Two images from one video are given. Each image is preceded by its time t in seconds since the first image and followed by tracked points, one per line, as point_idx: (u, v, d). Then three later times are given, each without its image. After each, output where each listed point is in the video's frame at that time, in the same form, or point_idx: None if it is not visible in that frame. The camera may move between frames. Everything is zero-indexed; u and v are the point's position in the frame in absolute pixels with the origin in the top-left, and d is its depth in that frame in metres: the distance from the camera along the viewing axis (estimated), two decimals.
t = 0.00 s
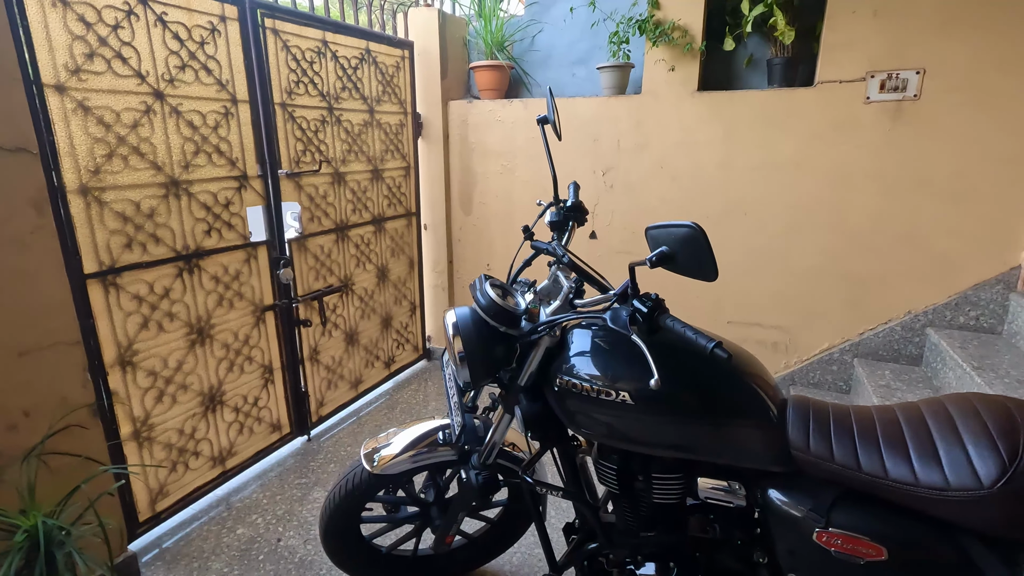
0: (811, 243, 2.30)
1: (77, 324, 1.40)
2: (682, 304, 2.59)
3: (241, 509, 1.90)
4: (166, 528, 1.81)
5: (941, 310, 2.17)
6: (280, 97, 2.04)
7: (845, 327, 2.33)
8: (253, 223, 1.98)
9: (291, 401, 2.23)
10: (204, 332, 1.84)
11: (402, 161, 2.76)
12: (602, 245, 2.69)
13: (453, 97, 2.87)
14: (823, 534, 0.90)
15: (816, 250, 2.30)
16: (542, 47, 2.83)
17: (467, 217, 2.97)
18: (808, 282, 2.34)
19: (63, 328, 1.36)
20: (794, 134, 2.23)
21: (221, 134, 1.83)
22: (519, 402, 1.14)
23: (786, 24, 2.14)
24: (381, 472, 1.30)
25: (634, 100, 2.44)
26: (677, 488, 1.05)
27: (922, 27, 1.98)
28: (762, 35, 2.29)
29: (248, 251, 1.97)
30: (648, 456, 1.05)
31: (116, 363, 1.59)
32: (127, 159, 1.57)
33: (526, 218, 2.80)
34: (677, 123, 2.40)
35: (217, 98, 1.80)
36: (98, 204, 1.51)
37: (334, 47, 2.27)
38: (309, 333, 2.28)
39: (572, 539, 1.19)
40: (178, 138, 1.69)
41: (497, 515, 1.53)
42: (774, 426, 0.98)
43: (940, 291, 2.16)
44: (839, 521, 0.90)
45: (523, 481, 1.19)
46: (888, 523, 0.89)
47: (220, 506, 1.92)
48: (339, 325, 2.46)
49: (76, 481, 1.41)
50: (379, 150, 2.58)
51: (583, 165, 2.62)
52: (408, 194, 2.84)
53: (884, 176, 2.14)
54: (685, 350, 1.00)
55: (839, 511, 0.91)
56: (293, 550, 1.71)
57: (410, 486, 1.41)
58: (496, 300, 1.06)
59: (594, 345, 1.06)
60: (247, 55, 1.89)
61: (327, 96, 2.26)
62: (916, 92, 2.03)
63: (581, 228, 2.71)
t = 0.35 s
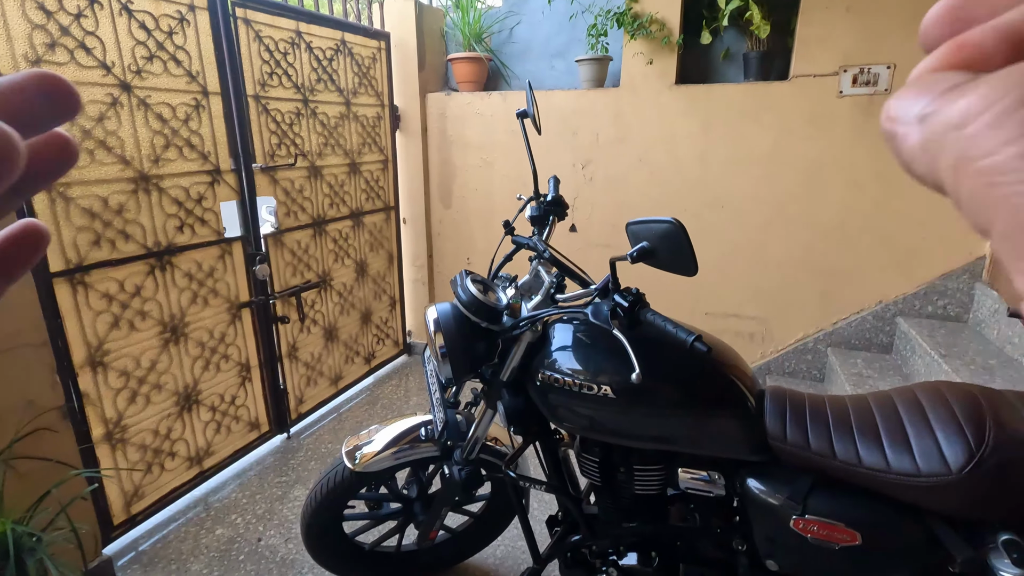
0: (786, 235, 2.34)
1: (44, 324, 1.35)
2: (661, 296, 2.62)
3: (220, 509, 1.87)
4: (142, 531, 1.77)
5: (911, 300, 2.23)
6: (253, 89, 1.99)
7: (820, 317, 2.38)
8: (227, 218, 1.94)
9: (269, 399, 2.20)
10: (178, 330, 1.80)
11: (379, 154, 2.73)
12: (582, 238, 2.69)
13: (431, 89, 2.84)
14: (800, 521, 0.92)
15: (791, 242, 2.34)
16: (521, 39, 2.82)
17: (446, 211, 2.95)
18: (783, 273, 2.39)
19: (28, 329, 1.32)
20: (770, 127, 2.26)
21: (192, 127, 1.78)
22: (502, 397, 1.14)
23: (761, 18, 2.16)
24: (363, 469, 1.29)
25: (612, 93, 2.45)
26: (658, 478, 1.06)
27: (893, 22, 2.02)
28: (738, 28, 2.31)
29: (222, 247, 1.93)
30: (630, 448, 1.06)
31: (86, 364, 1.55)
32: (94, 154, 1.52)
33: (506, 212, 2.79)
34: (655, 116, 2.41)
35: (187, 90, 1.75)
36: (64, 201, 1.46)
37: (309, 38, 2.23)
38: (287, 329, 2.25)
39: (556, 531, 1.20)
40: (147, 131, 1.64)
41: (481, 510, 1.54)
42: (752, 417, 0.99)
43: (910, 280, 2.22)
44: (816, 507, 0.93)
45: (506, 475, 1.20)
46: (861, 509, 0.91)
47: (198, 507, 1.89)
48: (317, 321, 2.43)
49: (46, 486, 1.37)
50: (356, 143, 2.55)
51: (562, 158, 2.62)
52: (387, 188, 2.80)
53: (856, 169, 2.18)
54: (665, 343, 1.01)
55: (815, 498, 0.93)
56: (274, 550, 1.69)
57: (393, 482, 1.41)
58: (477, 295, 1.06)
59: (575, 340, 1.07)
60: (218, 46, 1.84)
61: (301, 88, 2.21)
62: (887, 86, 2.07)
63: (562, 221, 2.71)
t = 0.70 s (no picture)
0: (775, 229, 2.36)
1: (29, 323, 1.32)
2: (651, 290, 2.63)
3: (212, 509, 1.86)
4: (133, 532, 1.75)
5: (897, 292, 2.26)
6: (240, 83, 1.96)
7: (809, 310, 2.41)
8: (215, 214, 1.91)
9: (260, 397, 2.18)
10: (166, 328, 1.78)
11: (369, 149, 2.70)
12: (573, 232, 2.69)
13: (420, 83, 2.82)
14: (797, 511, 0.93)
15: (781, 235, 2.36)
16: (511, 33, 2.80)
17: (437, 206, 2.93)
18: (773, 267, 2.41)
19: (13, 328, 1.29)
20: (759, 121, 2.27)
21: (178, 121, 1.75)
22: (499, 392, 1.14)
23: (751, 12, 2.17)
24: (359, 467, 1.28)
25: (603, 86, 2.45)
26: (655, 471, 1.06)
27: (881, 17, 2.04)
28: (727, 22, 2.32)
29: (210, 244, 1.90)
30: (627, 442, 1.07)
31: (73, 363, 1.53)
32: (78, 148, 1.48)
33: (497, 207, 2.78)
34: (646, 110, 2.41)
35: (172, 83, 1.72)
36: (48, 197, 1.43)
37: (296, 30, 2.20)
38: (277, 326, 2.23)
39: (554, 525, 1.20)
40: (132, 125, 1.61)
41: (477, 505, 1.54)
42: (749, 409, 1.00)
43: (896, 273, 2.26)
44: (812, 498, 0.93)
45: (504, 470, 1.20)
46: (858, 499, 0.92)
47: (189, 506, 1.87)
48: (308, 318, 2.41)
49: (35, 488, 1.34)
50: (345, 137, 2.52)
51: (553, 153, 2.62)
52: (376, 182, 2.78)
53: (844, 162, 2.21)
54: (663, 337, 1.01)
55: (812, 489, 0.94)
56: (268, 549, 1.68)
57: (388, 479, 1.40)
58: (474, 290, 1.05)
59: (572, 334, 1.06)
60: (204, 38, 1.81)
61: (289, 81, 2.18)
62: (875, 81, 2.09)
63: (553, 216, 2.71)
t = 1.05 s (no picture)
0: (763, 222, 2.39)
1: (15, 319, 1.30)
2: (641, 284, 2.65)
3: (203, 505, 1.85)
4: (123, 529, 1.74)
5: (882, 284, 2.30)
6: (227, 76, 1.94)
7: (796, 302, 2.44)
8: (203, 209, 1.90)
9: (250, 392, 2.17)
10: (154, 324, 1.76)
11: (358, 144, 2.69)
12: (563, 227, 2.70)
13: (409, 77, 2.81)
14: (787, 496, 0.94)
15: (768, 228, 2.39)
16: (499, 27, 2.80)
17: (427, 201, 2.92)
18: (760, 260, 2.44)
19: None
20: (747, 115, 2.29)
21: (165, 115, 1.73)
22: (492, 383, 1.14)
23: (738, 7, 2.18)
24: (352, 459, 1.28)
25: (592, 81, 2.46)
26: (648, 459, 1.08)
27: (865, 12, 2.07)
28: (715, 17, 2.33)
29: (199, 238, 1.88)
30: (620, 430, 1.08)
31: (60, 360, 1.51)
32: (62, 141, 1.46)
33: (487, 202, 2.79)
34: (635, 104, 2.42)
35: (159, 76, 1.70)
36: (32, 191, 1.41)
37: (284, 24, 2.18)
38: (267, 322, 2.21)
39: (548, 514, 1.21)
40: (118, 118, 1.59)
41: (471, 497, 1.54)
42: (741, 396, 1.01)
43: (880, 264, 2.30)
44: (802, 482, 0.95)
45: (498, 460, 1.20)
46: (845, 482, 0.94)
47: (180, 503, 1.86)
48: (298, 313, 2.40)
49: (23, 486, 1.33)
50: (334, 132, 2.50)
51: (543, 147, 2.62)
52: (366, 177, 2.77)
53: (830, 156, 2.24)
54: (655, 326, 1.02)
55: (801, 473, 0.96)
56: (261, 544, 1.68)
57: (382, 472, 1.41)
58: (467, 281, 1.06)
59: (565, 323, 1.08)
60: (190, 30, 1.79)
61: (277, 75, 2.17)
62: (859, 75, 2.12)
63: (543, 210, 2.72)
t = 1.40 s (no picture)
0: (748, 218, 2.41)
1: None
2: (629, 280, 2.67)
3: (190, 507, 1.82)
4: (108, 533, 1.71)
5: (865, 278, 2.34)
6: (209, 72, 1.91)
7: (781, 296, 2.47)
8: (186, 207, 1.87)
9: (236, 392, 2.15)
10: (138, 325, 1.73)
11: (344, 140, 2.66)
12: (551, 223, 2.71)
13: (395, 73, 2.79)
14: (775, 488, 0.95)
15: (754, 223, 2.42)
16: (485, 22, 2.79)
17: (414, 198, 2.91)
18: (746, 255, 2.46)
19: None
20: (732, 111, 2.31)
21: (146, 111, 1.70)
22: (483, 380, 1.15)
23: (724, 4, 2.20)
24: (342, 459, 1.27)
25: (579, 77, 2.46)
26: (639, 454, 1.09)
27: (848, 9, 2.09)
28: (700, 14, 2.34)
29: (182, 237, 1.85)
30: (611, 426, 1.09)
31: (41, 362, 1.48)
32: (40, 139, 1.43)
33: (475, 198, 2.78)
34: (622, 100, 2.43)
35: (139, 72, 1.67)
36: (8, 190, 1.37)
37: (267, 18, 2.15)
38: (253, 321, 2.19)
39: (539, 510, 1.21)
40: (97, 115, 1.56)
41: (462, 494, 1.54)
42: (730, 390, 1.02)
43: (863, 258, 2.34)
44: (790, 474, 0.96)
45: (489, 457, 1.20)
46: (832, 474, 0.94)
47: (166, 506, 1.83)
48: (284, 312, 2.38)
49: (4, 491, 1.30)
50: (319, 128, 2.48)
51: (531, 143, 2.62)
52: (352, 174, 2.74)
53: (814, 151, 2.26)
54: (645, 322, 1.03)
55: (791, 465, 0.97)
56: (249, 545, 1.66)
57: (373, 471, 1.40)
58: (458, 280, 1.06)
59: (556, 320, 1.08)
60: (171, 25, 1.76)
61: (260, 70, 2.14)
62: (843, 72, 2.15)
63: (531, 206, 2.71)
